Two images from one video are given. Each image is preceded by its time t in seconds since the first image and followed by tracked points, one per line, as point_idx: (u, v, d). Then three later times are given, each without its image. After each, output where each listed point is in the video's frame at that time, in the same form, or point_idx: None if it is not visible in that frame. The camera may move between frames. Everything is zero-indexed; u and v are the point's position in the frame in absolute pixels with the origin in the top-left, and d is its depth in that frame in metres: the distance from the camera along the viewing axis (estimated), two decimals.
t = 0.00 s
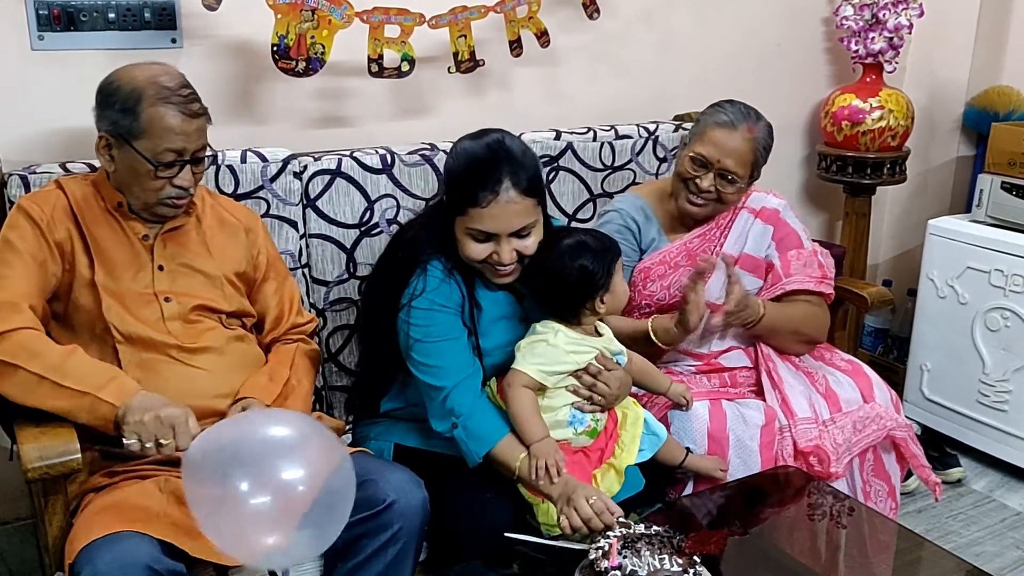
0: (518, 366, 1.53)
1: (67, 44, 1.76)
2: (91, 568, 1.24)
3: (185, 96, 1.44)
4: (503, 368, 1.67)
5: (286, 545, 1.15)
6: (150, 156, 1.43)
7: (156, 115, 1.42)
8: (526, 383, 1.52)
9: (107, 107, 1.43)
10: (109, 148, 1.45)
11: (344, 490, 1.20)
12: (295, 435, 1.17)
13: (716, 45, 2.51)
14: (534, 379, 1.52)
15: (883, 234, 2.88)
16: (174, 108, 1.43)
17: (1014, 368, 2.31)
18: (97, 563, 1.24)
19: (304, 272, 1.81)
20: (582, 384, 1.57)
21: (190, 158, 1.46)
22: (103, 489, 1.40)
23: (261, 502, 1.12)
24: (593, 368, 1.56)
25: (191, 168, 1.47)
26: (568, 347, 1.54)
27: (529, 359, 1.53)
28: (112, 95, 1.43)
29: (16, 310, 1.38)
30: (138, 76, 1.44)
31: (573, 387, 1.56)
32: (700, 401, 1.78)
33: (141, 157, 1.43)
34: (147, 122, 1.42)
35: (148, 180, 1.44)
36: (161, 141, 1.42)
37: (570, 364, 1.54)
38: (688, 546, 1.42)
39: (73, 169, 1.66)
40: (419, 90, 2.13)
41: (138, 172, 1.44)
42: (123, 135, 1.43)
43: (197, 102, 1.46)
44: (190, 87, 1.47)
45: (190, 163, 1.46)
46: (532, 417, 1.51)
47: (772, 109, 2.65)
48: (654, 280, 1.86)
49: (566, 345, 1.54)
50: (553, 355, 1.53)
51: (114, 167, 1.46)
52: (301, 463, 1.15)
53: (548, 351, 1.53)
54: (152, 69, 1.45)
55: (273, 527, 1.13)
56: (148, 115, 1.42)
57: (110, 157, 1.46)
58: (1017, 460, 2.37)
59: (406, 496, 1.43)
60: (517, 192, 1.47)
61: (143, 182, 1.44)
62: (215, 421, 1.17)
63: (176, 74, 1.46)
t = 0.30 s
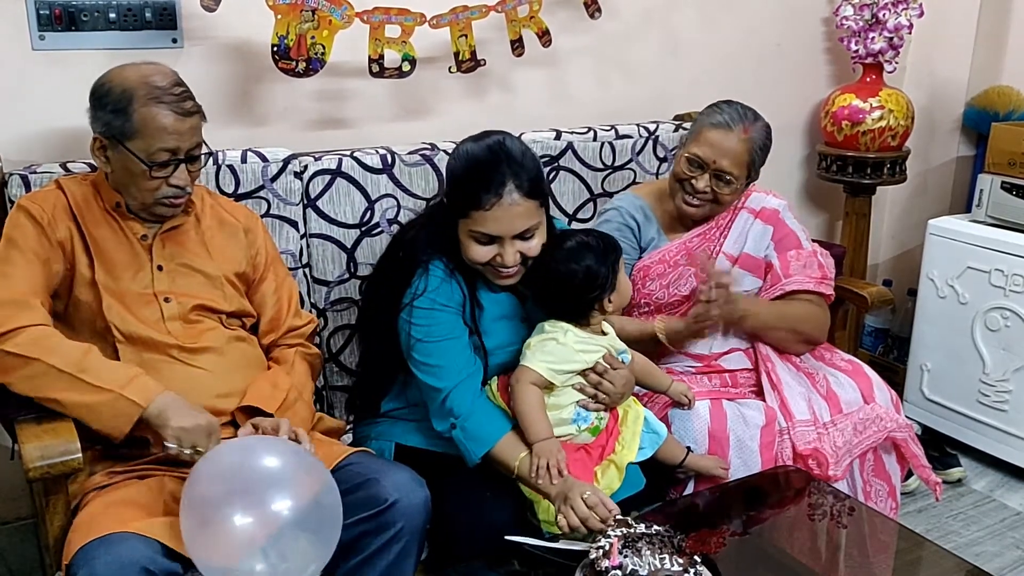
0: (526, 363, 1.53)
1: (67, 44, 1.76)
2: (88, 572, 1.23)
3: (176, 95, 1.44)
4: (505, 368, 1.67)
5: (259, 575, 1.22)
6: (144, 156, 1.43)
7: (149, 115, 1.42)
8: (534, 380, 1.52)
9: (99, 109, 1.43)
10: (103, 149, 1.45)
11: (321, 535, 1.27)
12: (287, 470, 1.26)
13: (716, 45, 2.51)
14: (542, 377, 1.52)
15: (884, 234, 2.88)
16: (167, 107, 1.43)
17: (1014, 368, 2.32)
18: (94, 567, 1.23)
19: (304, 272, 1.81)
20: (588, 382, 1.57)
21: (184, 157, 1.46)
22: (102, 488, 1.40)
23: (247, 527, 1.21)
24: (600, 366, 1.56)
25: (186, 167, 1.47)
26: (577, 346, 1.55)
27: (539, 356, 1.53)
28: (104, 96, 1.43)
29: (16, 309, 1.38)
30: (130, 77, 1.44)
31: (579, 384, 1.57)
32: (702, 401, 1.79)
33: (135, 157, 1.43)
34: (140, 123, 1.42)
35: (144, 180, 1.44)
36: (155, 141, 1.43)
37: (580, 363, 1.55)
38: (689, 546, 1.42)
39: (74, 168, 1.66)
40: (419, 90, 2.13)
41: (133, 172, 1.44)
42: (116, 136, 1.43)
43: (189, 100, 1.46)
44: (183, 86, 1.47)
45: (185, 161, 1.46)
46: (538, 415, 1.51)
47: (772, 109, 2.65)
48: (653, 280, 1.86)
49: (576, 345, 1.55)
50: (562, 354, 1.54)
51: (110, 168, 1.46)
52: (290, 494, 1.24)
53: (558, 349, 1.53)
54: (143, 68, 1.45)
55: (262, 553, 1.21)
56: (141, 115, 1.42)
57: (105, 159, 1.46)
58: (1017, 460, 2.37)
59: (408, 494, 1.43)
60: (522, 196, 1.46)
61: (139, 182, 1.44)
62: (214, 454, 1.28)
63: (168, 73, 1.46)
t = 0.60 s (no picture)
0: (533, 367, 1.53)
1: (69, 44, 1.76)
2: (149, 556, 1.24)
3: (175, 93, 1.44)
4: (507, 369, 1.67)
5: (272, 566, 1.24)
6: (144, 154, 1.43)
7: (148, 113, 1.42)
8: (539, 385, 1.52)
9: (99, 108, 1.43)
10: (105, 149, 1.46)
11: (329, 519, 1.29)
12: (289, 462, 1.27)
13: (716, 45, 2.51)
14: (547, 382, 1.52)
15: (884, 234, 2.88)
16: (165, 105, 1.43)
17: (1014, 368, 2.32)
18: (154, 549, 1.25)
19: (305, 271, 1.81)
20: (590, 384, 1.57)
21: (184, 154, 1.46)
22: (116, 483, 1.39)
23: (251, 522, 1.22)
24: (603, 369, 1.57)
25: (187, 164, 1.47)
26: (584, 352, 1.54)
27: (546, 361, 1.52)
28: (104, 96, 1.43)
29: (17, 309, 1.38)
30: (128, 76, 1.44)
31: (581, 387, 1.57)
32: (703, 401, 1.79)
33: (135, 155, 1.43)
34: (138, 122, 1.42)
35: (145, 179, 1.44)
36: (155, 140, 1.43)
37: (586, 368, 1.55)
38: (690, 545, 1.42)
39: (75, 168, 1.66)
40: (420, 90, 2.13)
41: (134, 171, 1.44)
42: (117, 135, 1.43)
43: (188, 98, 1.46)
44: (181, 84, 1.47)
45: (185, 159, 1.47)
46: (541, 418, 1.51)
47: (772, 110, 2.65)
48: (654, 279, 1.86)
49: (584, 351, 1.54)
50: (570, 360, 1.53)
51: (111, 168, 1.47)
52: (289, 488, 1.25)
53: (565, 356, 1.53)
54: (142, 67, 1.45)
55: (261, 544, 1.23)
56: (140, 114, 1.42)
57: (106, 158, 1.46)
58: (1017, 460, 2.37)
59: (370, 500, 1.43)
60: (524, 200, 1.46)
61: (139, 181, 1.44)
62: (219, 446, 1.29)
63: (165, 72, 1.46)
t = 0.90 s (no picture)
0: (535, 368, 1.53)
1: (69, 44, 1.76)
2: (149, 556, 1.24)
3: (177, 92, 1.44)
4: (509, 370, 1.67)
5: (273, 565, 1.24)
6: (147, 154, 1.43)
7: (150, 112, 1.42)
8: (543, 387, 1.52)
9: (102, 108, 1.44)
10: (108, 149, 1.46)
11: (329, 518, 1.29)
12: (289, 461, 1.27)
13: (717, 46, 2.51)
14: (550, 384, 1.52)
15: (884, 234, 2.88)
16: (168, 104, 1.43)
17: (1014, 368, 2.32)
18: (154, 549, 1.25)
19: (306, 272, 1.82)
20: (592, 385, 1.57)
21: (188, 154, 1.46)
22: (117, 483, 1.39)
23: (253, 521, 1.22)
24: (604, 371, 1.57)
25: (190, 164, 1.47)
26: (587, 353, 1.55)
27: (549, 364, 1.52)
28: (107, 95, 1.43)
29: (16, 309, 1.38)
30: (129, 76, 1.44)
31: (583, 388, 1.57)
32: (703, 401, 1.79)
33: (138, 155, 1.43)
34: (141, 121, 1.42)
35: (148, 179, 1.44)
36: (157, 139, 1.43)
37: (588, 369, 1.55)
38: (690, 544, 1.42)
39: (75, 168, 1.66)
40: (420, 90, 2.13)
41: (136, 171, 1.44)
42: (120, 135, 1.43)
43: (191, 97, 1.46)
44: (183, 83, 1.47)
45: (188, 158, 1.47)
46: (544, 422, 1.51)
47: (772, 110, 2.65)
48: (655, 273, 1.86)
49: (586, 352, 1.55)
50: (573, 362, 1.53)
51: (113, 169, 1.47)
52: (292, 488, 1.25)
53: (568, 358, 1.53)
54: (144, 66, 1.45)
55: (261, 545, 1.23)
56: (142, 113, 1.42)
57: (109, 159, 1.46)
58: (1017, 460, 2.37)
59: (375, 499, 1.43)
60: (526, 204, 1.46)
61: (142, 181, 1.44)
62: (216, 448, 1.29)
63: (168, 71, 1.46)
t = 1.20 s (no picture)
0: (534, 367, 1.53)
1: (68, 44, 1.76)
2: (146, 557, 1.24)
3: (181, 92, 1.44)
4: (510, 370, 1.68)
5: (274, 564, 1.24)
6: (150, 154, 1.43)
7: (153, 112, 1.42)
8: (541, 387, 1.52)
9: (105, 108, 1.44)
10: (110, 149, 1.45)
11: (331, 517, 1.29)
12: (290, 462, 1.27)
13: (717, 45, 2.51)
14: (549, 384, 1.52)
15: (884, 233, 2.88)
16: (171, 104, 1.43)
17: (1015, 368, 2.32)
18: (152, 551, 1.25)
19: (306, 272, 1.81)
20: (591, 386, 1.57)
21: (190, 154, 1.46)
22: (117, 483, 1.39)
23: (254, 522, 1.22)
24: (604, 373, 1.57)
25: (193, 164, 1.47)
26: (587, 354, 1.55)
27: (548, 364, 1.52)
28: (110, 95, 1.43)
29: (16, 309, 1.38)
30: (132, 76, 1.44)
31: (582, 389, 1.57)
32: (703, 401, 1.79)
33: (141, 155, 1.43)
34: (144, 122, 1.42)
35: (151, 179, 1.44)
36: (161, 139, 1.43)
37: (587, 370, 1.55)
38: (691, 544, 1.42)
39: (75, 168, 1.66)
40: (420, 90, 2.13)
41: (139, 171, 1.44)
42: (123, 135, 1.43)
43: (194, 97, 1.46)
44: (185, 83, 1.47)
45: (191, 158, 1.47)
46: (545, 421, 1.51)
47: (772, 110, 2.65)
48: (657, 277, 1.87)
49: (586, 354, 1.55)
50: (573, 363, 1.53)
51: (115, 169, 1.46)
52: (293, 489, 1.24)
53: (568, 359, 1.53)
54: (147, 66, 1.45)
55: (262, 546, 1.23)
56: (146, 113, 1.42)
57: (111, 159, 1.46)
58: (1017, 460, 2.37)
59: (379, 499, 1.43)
60: (525, 207, 1.46)
61: (144, 180, 1.44)
62: (218, 448, 1.30)
63: (171, 71, 1.46)
